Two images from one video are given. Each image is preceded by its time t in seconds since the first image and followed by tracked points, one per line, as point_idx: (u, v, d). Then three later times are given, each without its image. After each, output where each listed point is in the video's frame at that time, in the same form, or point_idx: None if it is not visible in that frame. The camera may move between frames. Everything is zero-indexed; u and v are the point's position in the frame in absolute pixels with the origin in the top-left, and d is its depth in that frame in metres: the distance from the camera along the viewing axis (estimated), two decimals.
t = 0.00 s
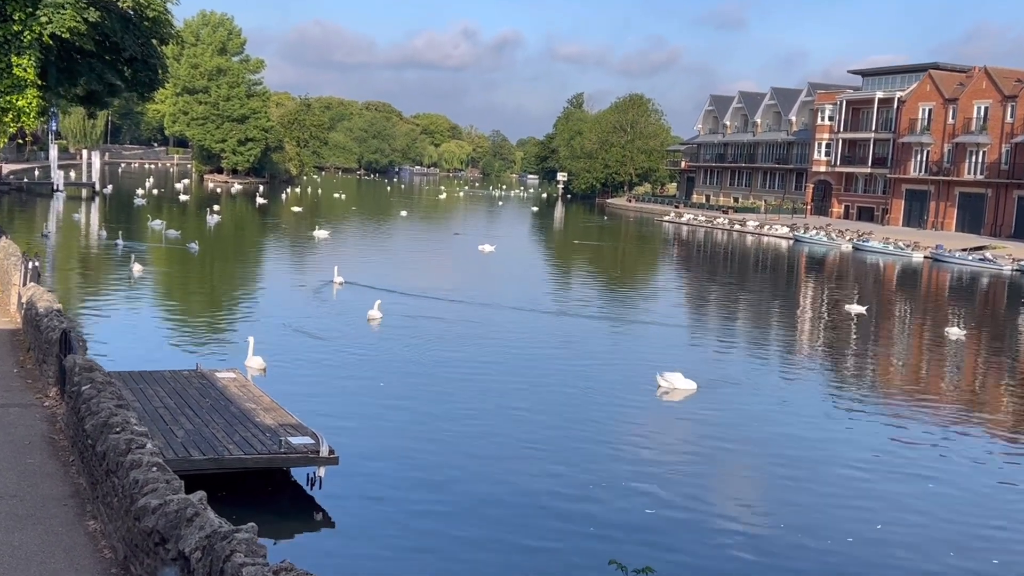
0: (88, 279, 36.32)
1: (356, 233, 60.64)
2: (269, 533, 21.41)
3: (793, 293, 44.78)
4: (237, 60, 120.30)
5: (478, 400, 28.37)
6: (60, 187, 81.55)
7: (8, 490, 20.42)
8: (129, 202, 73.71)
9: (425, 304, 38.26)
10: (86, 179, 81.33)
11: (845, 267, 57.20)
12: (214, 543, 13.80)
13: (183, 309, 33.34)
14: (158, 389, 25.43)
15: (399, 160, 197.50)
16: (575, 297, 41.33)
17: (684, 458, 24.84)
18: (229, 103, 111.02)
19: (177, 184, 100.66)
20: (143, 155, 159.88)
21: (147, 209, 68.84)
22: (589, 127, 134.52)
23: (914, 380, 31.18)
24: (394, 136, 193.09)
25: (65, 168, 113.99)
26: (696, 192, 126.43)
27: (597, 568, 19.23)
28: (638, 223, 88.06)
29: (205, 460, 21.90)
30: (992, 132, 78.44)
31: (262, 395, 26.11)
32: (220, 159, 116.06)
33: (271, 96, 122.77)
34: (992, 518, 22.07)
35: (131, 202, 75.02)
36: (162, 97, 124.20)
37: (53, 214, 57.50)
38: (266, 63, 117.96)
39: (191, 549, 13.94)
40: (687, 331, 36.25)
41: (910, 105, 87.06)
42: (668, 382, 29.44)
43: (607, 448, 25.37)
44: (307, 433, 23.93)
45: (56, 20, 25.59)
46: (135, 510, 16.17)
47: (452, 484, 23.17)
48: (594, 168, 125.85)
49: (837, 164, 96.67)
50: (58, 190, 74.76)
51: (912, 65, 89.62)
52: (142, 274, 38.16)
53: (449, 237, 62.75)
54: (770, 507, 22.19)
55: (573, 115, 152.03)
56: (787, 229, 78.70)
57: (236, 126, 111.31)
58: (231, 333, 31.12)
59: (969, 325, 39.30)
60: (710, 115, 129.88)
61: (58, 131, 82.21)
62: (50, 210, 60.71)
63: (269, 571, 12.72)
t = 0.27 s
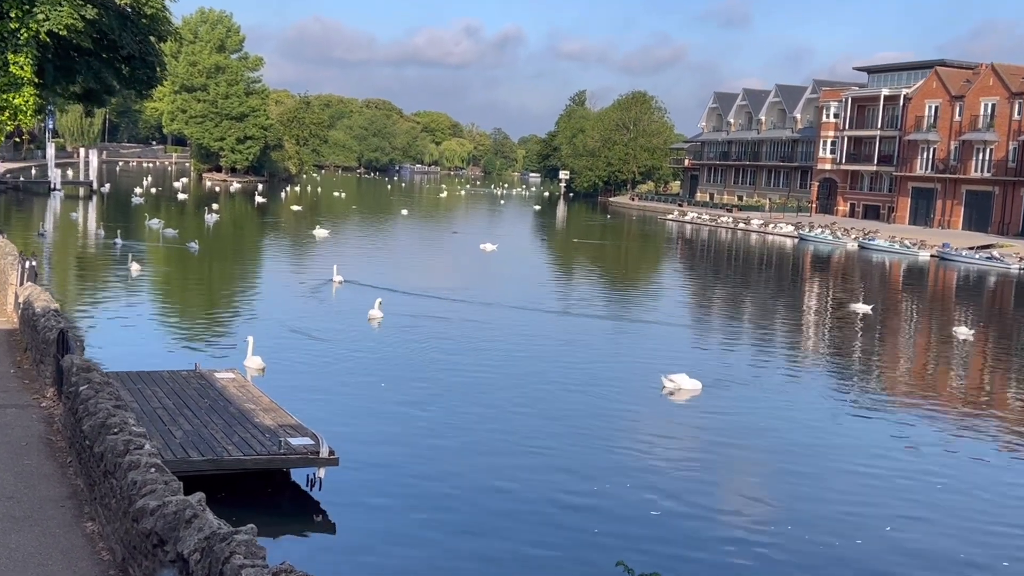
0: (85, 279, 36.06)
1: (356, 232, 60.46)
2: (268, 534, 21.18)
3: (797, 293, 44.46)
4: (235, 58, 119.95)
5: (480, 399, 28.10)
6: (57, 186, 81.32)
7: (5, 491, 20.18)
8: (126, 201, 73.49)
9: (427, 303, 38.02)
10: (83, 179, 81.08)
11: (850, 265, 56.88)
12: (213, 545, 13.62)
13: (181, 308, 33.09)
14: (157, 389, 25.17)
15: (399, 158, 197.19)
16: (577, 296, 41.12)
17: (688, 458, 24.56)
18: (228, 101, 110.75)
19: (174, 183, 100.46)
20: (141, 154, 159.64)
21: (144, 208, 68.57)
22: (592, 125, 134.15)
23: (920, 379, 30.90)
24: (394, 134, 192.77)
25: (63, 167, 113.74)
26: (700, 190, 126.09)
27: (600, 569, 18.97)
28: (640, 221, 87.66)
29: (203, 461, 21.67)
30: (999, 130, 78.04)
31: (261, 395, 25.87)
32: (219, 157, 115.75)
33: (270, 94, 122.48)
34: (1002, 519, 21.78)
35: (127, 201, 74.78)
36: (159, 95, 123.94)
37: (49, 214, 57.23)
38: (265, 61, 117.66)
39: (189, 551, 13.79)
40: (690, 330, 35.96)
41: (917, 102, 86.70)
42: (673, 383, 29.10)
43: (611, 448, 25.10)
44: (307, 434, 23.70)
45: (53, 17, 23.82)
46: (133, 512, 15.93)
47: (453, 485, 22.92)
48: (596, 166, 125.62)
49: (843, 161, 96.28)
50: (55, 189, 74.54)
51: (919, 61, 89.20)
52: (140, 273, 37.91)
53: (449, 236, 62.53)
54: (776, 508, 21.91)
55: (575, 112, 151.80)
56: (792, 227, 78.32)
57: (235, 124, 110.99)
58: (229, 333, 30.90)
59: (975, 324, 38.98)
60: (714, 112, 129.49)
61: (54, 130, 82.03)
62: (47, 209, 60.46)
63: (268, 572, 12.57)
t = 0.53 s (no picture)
0: (84, 279, 35.90)
1: (356, 232, 60.32)
2: (269, 536, 21.00)
3: (802, 292, 44.24)
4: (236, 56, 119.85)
5: (482, 401, 27.90)
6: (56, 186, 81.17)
7: (3, 493, 20.01)
8: (125, 201, 73.36)
9: (430, 303, 37.86)
10: (82, 179, 80.96)
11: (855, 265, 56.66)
12: (214, 547, 13.49)
13: (181, 309, 32.94)
14: (156, 390, 24.99)
15: (400, 157, 197.02)
16: (580, 296, 40.94)
17: (692, 459, 24.34)
18: (228, 100, 110.64)
19: (174, 182, 100.39)
20: (140, 152, 159.57)
21: (143, 208, 68.42)
22: (594, 123, 133.91)
23: (926, 380, 30.70)
24: (395, 133, 192.62)
25: (62, 167, 113.62)
26: (704, 189, 125.86)
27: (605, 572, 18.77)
28: (643, 221, 87.45)
29: (203, 462, 21.49)
30: (1006, 128, 77.74)
31: (261, 396, 25.68)
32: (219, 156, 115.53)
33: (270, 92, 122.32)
34: (1010, 521, 21.57)
35: (126, 200, 74.69)
36: (159, 93, 123.81)
37: (48, 214, 57.11)
38: (265, 59, 117.50)
39: (189, 553, 13.65)
40: (695, 330, 35.75)
41: (922, 100, 86.42)
42: (677, 385, 28.85)
43: (615, 449, 24.89)
44: (308, 435, 23.51)
45: (51, 15, 23.63)
46: (133, 514, 15.77)
47: (456, 486, 22.72)
48: (599, 165, 125.42)
49: (848, 160, 95.99)
50: (54, 189, 74.47)
51: (924, 59, 88.90)
52: (139, 273, 37.77)
53: (450, 235, 62.34)
54: (782, 509, 21.69)
55: (578, 111, 151.62)
56: (796, 227, 78.06)
57: (235, 123, 110.77)
58: (230, 334, 30.73)
59: (981, 324, 38.77)
60: (718, 110, 129.25)
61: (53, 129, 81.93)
62: (46, 209, 60.35)
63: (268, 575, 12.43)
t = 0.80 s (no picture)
0: (82, 279, 35.62)
1: (357, 231, 60.00)
2: (269, 539, 20.71)
3: (808, 292, 43.88)
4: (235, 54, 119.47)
5: (484, 402, 27.59)
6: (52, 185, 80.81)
7: None
8: (123, 200, 73.03)
9: (432, 304, 37.54)
10: (80, 178, 80.62)
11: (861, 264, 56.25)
12: (213, 550, 13.26)
13: (179, 309, 32.66)
14: (154, 392, 24.72)
15: (401, 155, 196.61)
16: (584, 296, 40.61)
17: (698, 461, 24.02)
18: (226, 98, 110.27)
19: (173, 181, 100.09)
20: (138, 151, 159.26)
21: (140, 207, 68.02)
22: (597, 121, 133.50)
23: (934, 380, 30.34)
24: (395, 131, 192.14)
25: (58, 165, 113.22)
26: (708, 186, 125.41)
27: None
28: (648, 220, 87.06)
29: (202, 465, 21.21)
30: (1013, 125, 77.21)
31: (261, 398, 25.39)
32: (218, 155, 115.10)
33: (269, 90, 121.91)
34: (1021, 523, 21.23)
35: (125, 199, 74.37)
36: (157, 92, 123.48)
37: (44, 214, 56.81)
38: (264, 57, 117.16)
39: (188, 557, 13.40)
40: (698, 330, 35.44)
41: (929, 97, 85.94)
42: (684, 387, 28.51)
43: (620, 451, 24.56)
44: (308, 437, 23.21)
45: (48, 13, 23.36)
46: (130, 517, 15.51)
47: (458, 489, 22.42)
48: (602, 164, 125.02)
49: (853, 158, 95.53)
50: (50, 188, 74.20)
51: (931, 56, 88.41)
52: (137, 274, 37.50)
53: (452, 235, 62.00)
54: (789, 512, 21.36)
55: (580, 108, 151.16)
56: (801, 225, 77.65)
57: (234, 121, 110.34)
58: (229, 334, 30.46)
59: (989, 323, 38.37)
60: (722, 108, 128.81)
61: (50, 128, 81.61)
62: (43, 209, 60.03)
63: None
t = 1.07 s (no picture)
0: (79, 279, 35.39)
1: (357, 230, 59.69)
2: (268, 542, 20.46)
3: (813, 291, 43.58)
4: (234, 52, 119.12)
5: (487, 403, 27.33)
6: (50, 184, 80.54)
7: None
8: (121, 199, 72.79)
9: (434, 304, 37.29)
10: (77, 177, 80.32)
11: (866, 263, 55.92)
12: (212, 553, 13.02)
13: (178, 309, 32.43)
14: (153, 393, 24.47)
15: (402, 153, 196.30)
16: (587, 296, 40.34)
17: (704, 462, 23.73)
18: (225, 96, 109.95)
19: (171, 181, 99.79)
20: (136, 150, 158.92)
21: (138, 206, 67.73)
22: (600, 119, 133.13)
23: (941, 380, 30.05)
24: (396, 129, 191.70)
25: (56, 164, 112.90)
26: (713, 185, 125.00)
27: None
28: (652, 219, 86.74)
29: (201, 467, 20.96)
30: (1021, 122, 76.84)
31: (260, 399, 25.13)
32: (216, 154, 114.64)
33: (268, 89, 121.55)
34: None
35: (122, 198, 74.06)
36: (156, 90, 123.09)
37: (42, 213, 56.52)
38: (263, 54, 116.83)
39: (186, 560, 13.16)
40: (703, 330, 35.16)
41: (936, 95, 85.54)
42: (691, 384, 28.26)
43: (624, 453, 24.28)
44: (308, 439, 22.96)
45: (44, 10, 23.06)
46: (128, 519, 15.27)
47: (461, 491, 22.14)
48: (605, 162, 124.63)
49: (859, 156, 95.11)
50: (47, 187, 73.94)
51: (936, 52, 87.98)
52: (135, 274, 37.27)
53: (453, 234, 61.66)
54: (796, 514, 21.08)
55: (583, 106, 150.75)
56: (807, 224, 77.29)
57: (233, 119, 110.02)
58: (228, 334, 30.23)
59: (997, 323, 38.05)
60: (727, 105, 128.40)
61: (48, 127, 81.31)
62: (41, 208, 59.76)
63: None
